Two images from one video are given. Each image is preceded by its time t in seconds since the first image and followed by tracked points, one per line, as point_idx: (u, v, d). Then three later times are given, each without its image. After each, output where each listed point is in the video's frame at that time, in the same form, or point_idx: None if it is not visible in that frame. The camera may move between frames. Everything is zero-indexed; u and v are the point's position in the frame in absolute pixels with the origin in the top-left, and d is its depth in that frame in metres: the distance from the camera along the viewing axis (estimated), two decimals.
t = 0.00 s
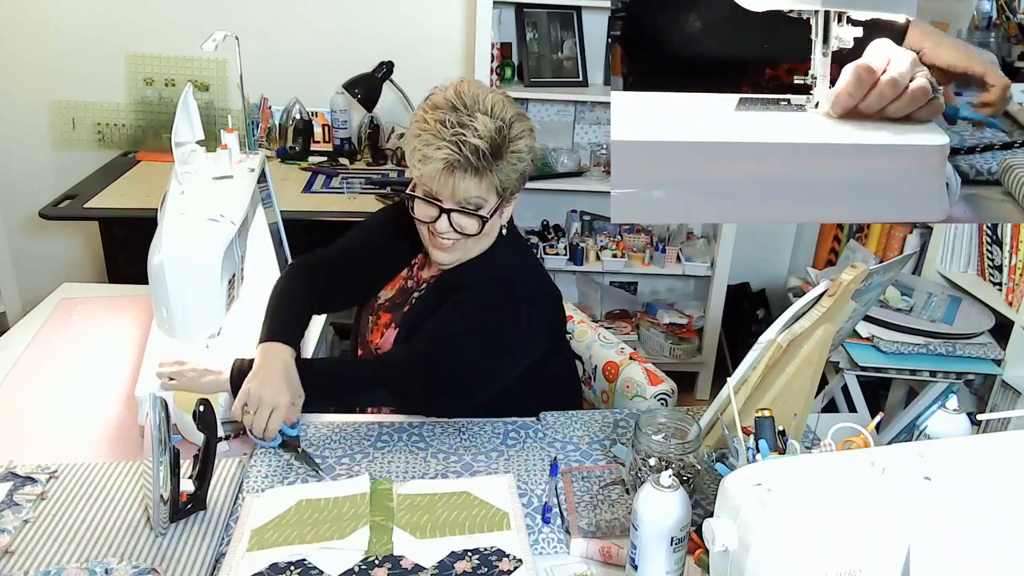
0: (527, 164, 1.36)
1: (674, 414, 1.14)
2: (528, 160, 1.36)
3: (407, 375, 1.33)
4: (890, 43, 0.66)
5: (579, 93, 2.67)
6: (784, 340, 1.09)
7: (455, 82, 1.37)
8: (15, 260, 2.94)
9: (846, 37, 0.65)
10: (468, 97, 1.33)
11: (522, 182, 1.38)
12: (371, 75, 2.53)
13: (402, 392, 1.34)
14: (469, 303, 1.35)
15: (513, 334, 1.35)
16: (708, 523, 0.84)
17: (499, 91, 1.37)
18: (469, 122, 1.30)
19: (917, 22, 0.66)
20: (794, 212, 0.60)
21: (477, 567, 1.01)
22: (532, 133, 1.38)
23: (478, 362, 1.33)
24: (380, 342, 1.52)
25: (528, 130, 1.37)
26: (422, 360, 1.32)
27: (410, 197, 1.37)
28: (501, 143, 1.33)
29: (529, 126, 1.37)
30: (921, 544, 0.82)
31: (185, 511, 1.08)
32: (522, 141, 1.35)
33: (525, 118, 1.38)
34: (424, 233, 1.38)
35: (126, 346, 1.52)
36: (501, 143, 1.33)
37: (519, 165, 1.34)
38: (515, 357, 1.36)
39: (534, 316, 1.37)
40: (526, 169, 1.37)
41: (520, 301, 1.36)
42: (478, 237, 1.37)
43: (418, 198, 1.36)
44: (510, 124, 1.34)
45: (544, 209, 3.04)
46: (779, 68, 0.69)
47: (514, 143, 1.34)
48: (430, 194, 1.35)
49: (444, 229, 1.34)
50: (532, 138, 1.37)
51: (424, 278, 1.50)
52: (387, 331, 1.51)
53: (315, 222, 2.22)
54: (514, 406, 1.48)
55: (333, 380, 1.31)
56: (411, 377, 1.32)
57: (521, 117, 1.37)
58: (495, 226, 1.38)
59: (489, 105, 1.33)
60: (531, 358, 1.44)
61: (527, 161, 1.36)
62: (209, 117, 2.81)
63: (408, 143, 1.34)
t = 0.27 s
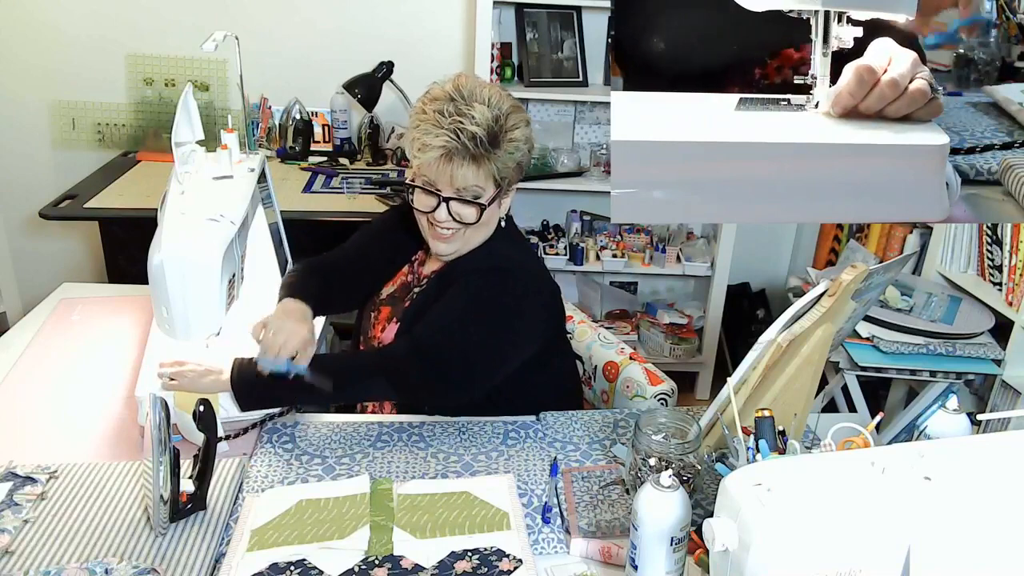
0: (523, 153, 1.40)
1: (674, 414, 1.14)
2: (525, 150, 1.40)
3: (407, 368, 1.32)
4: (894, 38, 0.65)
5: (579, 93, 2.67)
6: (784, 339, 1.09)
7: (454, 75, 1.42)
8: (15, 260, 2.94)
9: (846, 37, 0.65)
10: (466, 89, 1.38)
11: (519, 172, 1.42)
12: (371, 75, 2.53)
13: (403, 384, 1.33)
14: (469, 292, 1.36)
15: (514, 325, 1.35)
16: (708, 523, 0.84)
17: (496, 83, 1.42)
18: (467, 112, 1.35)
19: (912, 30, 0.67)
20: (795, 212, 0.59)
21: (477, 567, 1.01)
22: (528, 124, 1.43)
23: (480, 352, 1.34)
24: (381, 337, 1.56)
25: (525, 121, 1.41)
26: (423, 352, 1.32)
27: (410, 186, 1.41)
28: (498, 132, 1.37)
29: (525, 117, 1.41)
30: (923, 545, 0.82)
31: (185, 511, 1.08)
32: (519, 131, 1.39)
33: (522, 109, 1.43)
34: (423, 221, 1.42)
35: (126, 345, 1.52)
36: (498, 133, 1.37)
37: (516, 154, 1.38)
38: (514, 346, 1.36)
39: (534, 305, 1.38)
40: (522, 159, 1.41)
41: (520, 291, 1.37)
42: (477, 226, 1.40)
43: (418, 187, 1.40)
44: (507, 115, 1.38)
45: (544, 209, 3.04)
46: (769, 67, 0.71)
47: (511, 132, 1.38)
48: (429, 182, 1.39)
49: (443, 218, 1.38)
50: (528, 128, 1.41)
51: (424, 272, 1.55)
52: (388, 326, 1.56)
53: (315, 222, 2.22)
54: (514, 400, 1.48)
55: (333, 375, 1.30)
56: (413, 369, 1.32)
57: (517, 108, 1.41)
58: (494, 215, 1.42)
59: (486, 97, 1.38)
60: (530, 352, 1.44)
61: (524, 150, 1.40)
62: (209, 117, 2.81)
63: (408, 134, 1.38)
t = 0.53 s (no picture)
0: (509, 154, 1.40)
1: (674, 414, 1.14)
2: (511, 149, 1.40)
3: (407, 368, 1.32)
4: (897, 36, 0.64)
5: (579, 92, 2.67)
6: (784, 340, 1.09)
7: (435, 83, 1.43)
8: (15, 260, 2.94)
9: (846, 37, 0.65)
10: (446, 94, 1.39)
11: (508, 172, 1.42)
12: (371, 75, 2.53)
13: (402, 385, 1.33)
14: (467, 290, 1.36)
15: (513, 323, 1.35)
16: (708, 523, 0.84)
17: (477, 87, 1.43)
18: (448, 116, 1.35)
19: (915, 26, 0.64)
20: (795, 212, 0.60)
21: (477, 567, 1.01)
22: (513, 124, 1.43)
23: (478, 350, 1.33)
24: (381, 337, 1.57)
25: (509, 121, 1.42)
26: (422, 351, 1.32)
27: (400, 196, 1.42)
28: (481, 134, 1.37)
29: (508, 117, 1.42)
30: (923, 545, 0.82)
31: (185, 511, 1.08)
32: (503, 130, 1.39)
33: (505, 110, 1.43)
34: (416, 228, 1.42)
35: (126, 345, 1.52)
36: (480, 134, 1.37)
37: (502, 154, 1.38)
38: (514, 345, 1.36)
39: (532, 304, 1.38)
40: (509, 159, 1.41)
41: (518, 288, 1.37)
42: (469, 228, 1.40)
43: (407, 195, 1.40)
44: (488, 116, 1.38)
45: (544, 209, 3.04)
46: (755, 69, 0.67)
47: (494, 133, 1.38)
48: (418, 189, 1.40)
49: (434, 223, 1.38)
50: (513, 128, 1.41)
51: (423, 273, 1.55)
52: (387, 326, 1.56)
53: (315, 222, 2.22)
54: (515, 398, 1.48)
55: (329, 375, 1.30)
56: (412, 369, 1.32)
57: (500, 109, 1.42)
58: (485, 216, 1.42)
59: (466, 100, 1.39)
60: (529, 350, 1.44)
61: (510, 149, 1.40)
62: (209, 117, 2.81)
63: (393, 144, 1.39)
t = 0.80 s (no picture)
0: (497, 150, 1.42)
1: (674, 413, 1.14)
2: (498, 145, 1.42)
3: (406, 366, 1.32)
4: (901, 30, 0.63)
5: (579, 92, 2.67)
6: (784, 339, 1.09)
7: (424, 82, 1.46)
8: (15, 260, 2.94)
9: (846, 38, 0.65)
10: (434, 92, 1.41)
11: (497, 169, 1.44)
12: (371, 75, 2.53)
13: (402, 383, 1.33)
14: (465, 288, 1.36)
15: (511, 321, 1.36)
16: (708, 523, 0.84)
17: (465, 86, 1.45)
18: (434, 115, 1.38)
19: (916, 24, 0.63)
20: (796, 213, 0.60)
21: (477, 567, 1.01)
22: (502, 121, 1.45)
23: (477, 348, 1.33)
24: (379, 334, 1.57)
25: (496, 118, 1.44)
26: (422, 349, 1.32)
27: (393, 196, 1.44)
28: (467, 131, 1.39)
29: (496, 114, 1.44)
30: (923, 545, 0.82)
31: (185, 511, 1.08)
32: (490, 127, 1.41)
33: (494, 107, 1.45)
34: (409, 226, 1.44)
35: (126, 345, 1.52)
36: (466, 132, 1.39)
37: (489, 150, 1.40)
38: (512, 342, 1.36)
39: (530, 301, 1.38)
40: (497, 155, 1.43)
41: (515, 286, 1.37)
42: (460, 225, 1.42)
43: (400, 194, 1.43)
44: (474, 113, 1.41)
45: (544, 209, 3.04)
46: (743, 70, 0.68)
47: (480, 130, 1.40)
48: (409, 188, 1.43)
49: (425, 221, 1.40)
50: (501, 124, 1.43)
51: (423, 271, 1.56)
52: (386, 323, 1.56)
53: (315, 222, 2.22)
54: (515, 397, 1.48)
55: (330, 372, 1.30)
56: (411, 367, 1.32)
57: (488, 106, 1.44)
58: (477, 212, 1.44)
59: (452, 98, 1.41)
60: (527, 348, 1.44)
61: (498, 145, 1.42)
62: (209, 117, 2.81)
63: (384, 145, 1.42)
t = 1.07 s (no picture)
0: (496, 145, 1.42)
1: (674, 413, 1.15)
2: (497, 141, 1.43)
3: (406, 365, 1.31)
4: (904, 28, 0.63)
5: (579, 92, 2.67)
6: (784, 340, 1.09)
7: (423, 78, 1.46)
8: (15, 260, 2.94)
9: (846, 38, 0.65)
10: (433, 88, 1.42)
11: (496, 165, 1.45)
12: (371, 75, 2.53)
13: (404, 381, 1.32)
14: (465, 285, 1.36)
15: (511, 318, 1.36)
16: (708, 523, 0.84)
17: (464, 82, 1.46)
18: (433, 111, 1.38)
19: (917, 23, 0.64)
20: (796, 213, 0.59)
21: (477, 567, 1.01)
22: (501, 116, 1.46)
23: (478, 347, 1.33)
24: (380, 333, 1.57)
25: (495, 113, 1.44)
26: (424, 347, 1.31)
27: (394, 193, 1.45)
28: (466, 128, 1.40)
29: (495, 109, 1.44)
30: (923, 545, 0.82)
31: (185, 511, 1.08)
32: (489, 123, 1.42)
33: (493, 103, 1.46)
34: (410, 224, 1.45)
35: (126, 345, 1.52)
36: (466, 128, 1.40)
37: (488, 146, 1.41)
38: (512, 341, 1.36)
39: (530, 298, 1.38)
40: (497, 150, 1.43)
41: (515, 283, 1.37)
42: (460, 222, 1.43)
43: (401, 191, 1.44)
44: (473, 110, 1.41)
45: (544, 209, 3.04)
46: (742, 70, 0.68)
47: (479, 126, 1.41)
48: (410, 185, 1.44)
49: (426, 217, 1.41)
50: (499, 119, 1.44)
51: (423, 270, 1.56)
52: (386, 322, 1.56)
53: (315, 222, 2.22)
54: (514, 395, 1.48)
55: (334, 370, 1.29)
56: (413, 365, 1.31)
57: (487, 102, 1.44)
58: (477, 209, 1.44)
59: (451, 94, 1.41)
60: (526, 347, 1.44)
61: (497, 141, 1.43)
62: (209, 117, 2.81)
63: (384, 140, 1.43)
